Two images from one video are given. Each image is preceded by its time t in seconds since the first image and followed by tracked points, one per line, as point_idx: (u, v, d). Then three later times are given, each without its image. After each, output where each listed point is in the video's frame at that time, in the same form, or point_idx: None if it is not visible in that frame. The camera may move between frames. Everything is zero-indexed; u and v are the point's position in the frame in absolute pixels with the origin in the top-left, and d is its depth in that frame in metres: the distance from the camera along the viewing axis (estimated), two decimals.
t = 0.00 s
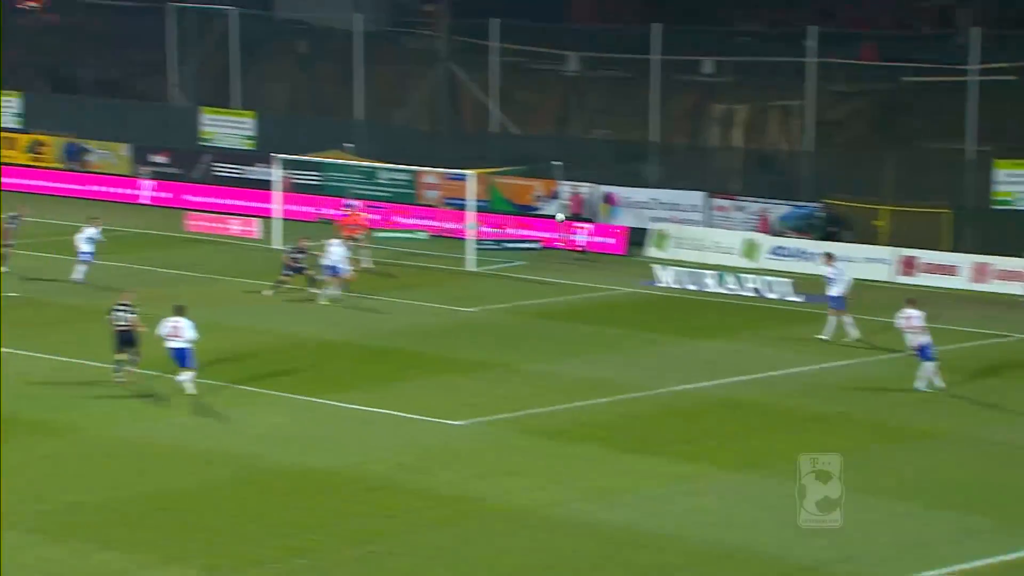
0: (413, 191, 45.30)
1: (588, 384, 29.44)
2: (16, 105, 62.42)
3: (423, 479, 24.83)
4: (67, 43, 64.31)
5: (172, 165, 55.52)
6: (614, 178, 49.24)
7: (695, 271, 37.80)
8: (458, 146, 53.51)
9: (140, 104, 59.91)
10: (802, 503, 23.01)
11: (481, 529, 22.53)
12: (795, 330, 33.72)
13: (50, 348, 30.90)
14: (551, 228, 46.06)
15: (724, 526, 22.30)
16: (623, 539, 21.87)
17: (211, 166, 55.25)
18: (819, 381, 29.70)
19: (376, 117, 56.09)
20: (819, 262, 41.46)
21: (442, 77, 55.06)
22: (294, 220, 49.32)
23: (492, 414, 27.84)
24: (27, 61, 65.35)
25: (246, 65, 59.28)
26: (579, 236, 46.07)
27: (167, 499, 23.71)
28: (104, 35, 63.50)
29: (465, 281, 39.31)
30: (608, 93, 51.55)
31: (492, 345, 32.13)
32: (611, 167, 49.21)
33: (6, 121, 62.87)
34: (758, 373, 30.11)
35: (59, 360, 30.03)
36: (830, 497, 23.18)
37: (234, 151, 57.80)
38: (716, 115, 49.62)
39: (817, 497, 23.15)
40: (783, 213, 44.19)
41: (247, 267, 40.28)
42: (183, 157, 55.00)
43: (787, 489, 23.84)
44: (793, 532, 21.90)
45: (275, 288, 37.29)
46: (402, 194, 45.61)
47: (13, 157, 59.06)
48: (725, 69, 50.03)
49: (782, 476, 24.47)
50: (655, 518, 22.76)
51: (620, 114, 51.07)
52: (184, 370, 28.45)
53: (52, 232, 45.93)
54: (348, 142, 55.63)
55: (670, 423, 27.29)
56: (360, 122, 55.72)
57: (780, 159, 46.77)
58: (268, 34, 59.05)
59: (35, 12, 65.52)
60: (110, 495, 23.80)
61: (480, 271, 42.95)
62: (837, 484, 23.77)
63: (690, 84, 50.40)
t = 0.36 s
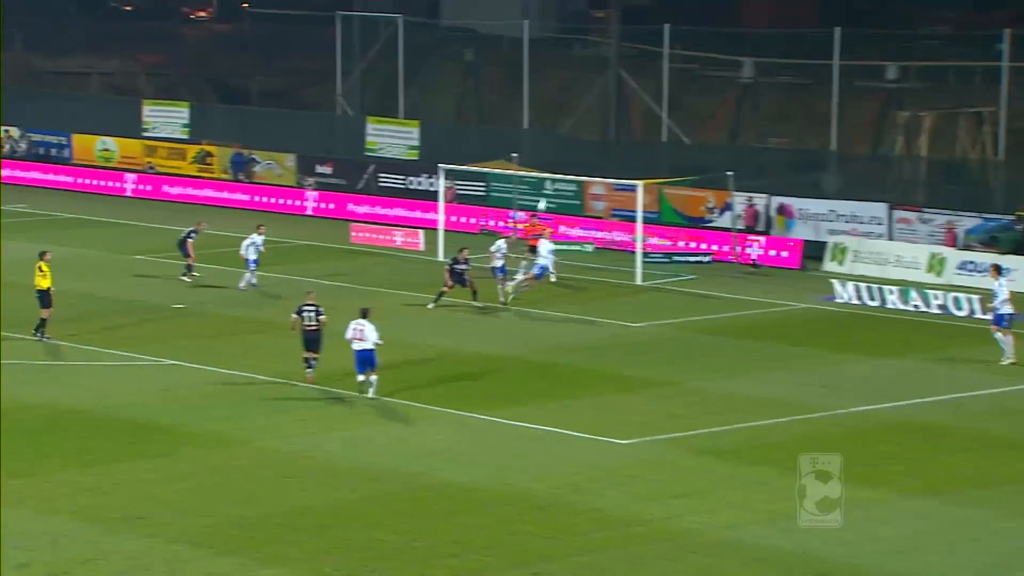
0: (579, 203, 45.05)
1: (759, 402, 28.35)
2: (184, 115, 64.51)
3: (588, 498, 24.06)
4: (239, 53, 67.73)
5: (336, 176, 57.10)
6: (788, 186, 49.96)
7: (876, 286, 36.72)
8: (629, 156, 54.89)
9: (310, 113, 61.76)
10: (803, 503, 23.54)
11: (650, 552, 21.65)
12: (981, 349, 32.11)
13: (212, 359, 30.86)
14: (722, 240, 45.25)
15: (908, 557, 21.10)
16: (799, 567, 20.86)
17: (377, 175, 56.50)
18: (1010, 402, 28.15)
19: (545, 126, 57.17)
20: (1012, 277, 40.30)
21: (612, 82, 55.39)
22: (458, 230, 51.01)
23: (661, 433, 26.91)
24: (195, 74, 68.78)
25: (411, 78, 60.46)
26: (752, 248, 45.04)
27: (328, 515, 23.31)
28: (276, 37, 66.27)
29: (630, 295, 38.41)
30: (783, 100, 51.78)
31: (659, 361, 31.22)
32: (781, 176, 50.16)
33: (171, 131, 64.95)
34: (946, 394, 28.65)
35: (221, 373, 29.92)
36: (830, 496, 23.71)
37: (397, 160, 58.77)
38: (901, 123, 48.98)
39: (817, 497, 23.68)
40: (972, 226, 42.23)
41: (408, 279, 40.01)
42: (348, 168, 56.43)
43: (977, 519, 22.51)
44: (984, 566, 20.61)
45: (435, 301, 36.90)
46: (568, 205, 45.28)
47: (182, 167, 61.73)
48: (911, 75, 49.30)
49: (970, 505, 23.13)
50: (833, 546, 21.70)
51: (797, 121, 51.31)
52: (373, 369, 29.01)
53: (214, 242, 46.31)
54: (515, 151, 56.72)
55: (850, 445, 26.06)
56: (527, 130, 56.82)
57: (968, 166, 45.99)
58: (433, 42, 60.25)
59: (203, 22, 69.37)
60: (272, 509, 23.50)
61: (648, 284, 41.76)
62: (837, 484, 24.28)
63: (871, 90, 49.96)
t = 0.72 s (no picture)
0: (645, 204, 45.13)
1: (832, 414, 27.14)
2: (238, 114, 63.98)
3: (655, 512, 22.95)
4: (292, 49, 69.17)
5: (393, 177, 56.47)
6: (866, 187, 48.22)
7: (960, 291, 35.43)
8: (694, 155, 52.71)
9: (360, 112, 60.30)
10: (802, 502, 23.11)
11: (722, 570, 20.52)
12: None
13: (265, 367, 30.00)
14: (797, 244, 44.61)
15: None
16: None
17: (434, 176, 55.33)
18: None
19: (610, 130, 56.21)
20: None
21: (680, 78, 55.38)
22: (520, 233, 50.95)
23: (732, 445, 25.74)
24: (249, 72, 70.21)
25: (471, 76, 61.11)
26: (828, 252, 44.39)
27: (384, 528, 22.34)
28: (336, 31, 67.53)
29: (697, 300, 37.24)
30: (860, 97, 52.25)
31: (728, 370, 30.07)
32: (863, 177, 48.24)
33: (225, 130, 64.43)
34: None
35: (273, 381, 29.03)
36: (830, 497, 23.28)
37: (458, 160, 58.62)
38: (987, 121, 48.60)
39: (817, 497, 23.23)
40: None
41: (465, 284, 39.06)
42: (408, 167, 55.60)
43: None
44: None
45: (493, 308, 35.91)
46: (634, 207, 45.46)
47: (235, 169, 61.92)
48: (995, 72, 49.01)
49: None
50: (916, 566, 20.52)
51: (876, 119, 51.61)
52: (446, 365, 28.46)
53: (268, 246, 45.56)
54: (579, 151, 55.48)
55: (931, 460, 24.80)
56: (592, 129, 55.57)
57: None
58: (493, 36, 61.34)
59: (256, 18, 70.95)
60: (326, 522, 22.57)
61: (719, 289, 40.68)
62: (838, 484, 23.78)
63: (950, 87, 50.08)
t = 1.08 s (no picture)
0: (686, 208, 45.25)
1: (877, 421, 26.70)
2: (275, 117, 64.69)
3: (696, 521, 22.57)
4: (335, 52, 68.81)
5: (431, 180, 56.39)
6: (912, 190, 47.66)
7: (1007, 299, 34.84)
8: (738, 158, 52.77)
9: (403, 115, 61.09)
10: (802, 503, 23.07)
11: None
12: None
13: (302, 372, 29.76)
14: (842, 248, 44.18)
15: None
16: None
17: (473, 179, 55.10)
18: None
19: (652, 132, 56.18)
20: None
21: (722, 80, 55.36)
22: (559, 237, 50.84)
23: (776, 453, 25.30)
24: (288, 76, 70.10)
25: (510, 79, 61.35)
26: (873, 257, 44.22)
27: (421, 536, 22.04)
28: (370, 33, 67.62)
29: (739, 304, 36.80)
30: (906, 97, 51.83)
31: (771, 377, 29.60)
32: (909, 180, 47.79)
33: (261, 133, 65.23)
34: None
35: (310, 387, 28.77)
36: (830, 496, 23.22)
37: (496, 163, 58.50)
38: None
39: (816, 497, 23.18)
40: None
41: (503, 288, 38.73)
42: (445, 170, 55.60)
43: None
44: None
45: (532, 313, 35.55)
46: (674, 211, 45.52)
47: (272, 171, 62.01)
48: None
49: None
50: None
51: (923, 122, 51.11)
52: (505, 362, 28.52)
53: (304, 250, 45.36)
54: (619, 153, 55.77)
55: (979, 469, 24.31)
56: (633, 132, 55.75)
57: None
58: (532, 38, 61.30)
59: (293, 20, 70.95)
60: (363, 529, 22.31)
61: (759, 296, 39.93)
62: (838, 483, 23.69)
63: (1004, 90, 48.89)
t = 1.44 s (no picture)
0: (733, 201, 46.32)
1: (920, 409, 27.18)
2: (332, 113, 65.78)
3: (742, 507, 23.12)
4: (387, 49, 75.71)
5: (482, 173, 57.62)
6: (957, 183, 48.28)
7: None
8: (784, 151, 53.22)
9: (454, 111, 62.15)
10: (802, 503, 23.16)
11: (809, 565, 20.70)
12: None
13: (356, 360, 30.51)
14: (885, 240, 45.16)
15: None
16: None
17: (523, 173, 56.34)
18: None
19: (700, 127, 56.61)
20: None
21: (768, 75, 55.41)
22: (608, 230, 51.66)
23: (820, 441, 25.80)
24: (345, 71, 75.97)
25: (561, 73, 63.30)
26: (917, 249, 44.53)
27: (473, 520, 22.70)
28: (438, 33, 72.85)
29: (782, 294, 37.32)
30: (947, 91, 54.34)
31: (816, 366, 30.11)
32: (952, 174, 48.24)
33: (319, 128, 66.39)
34: None
35: (365, 375, 29.51)
36: (830, 496, 23.35)
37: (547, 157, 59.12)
38: None
39: (817, 497, 23.31)
40: None
41: (552, 279, 39.47)
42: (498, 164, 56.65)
43: None
44: None
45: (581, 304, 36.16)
46: (721, 204, 46.68)
47: (328, 165, 62.84)
48: None
49: None
50: (1005, 563, 20.63)
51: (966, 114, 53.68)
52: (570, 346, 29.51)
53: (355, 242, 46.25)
54: (666, 148, 56.43)
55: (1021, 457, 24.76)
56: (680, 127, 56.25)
57: None
58: (582, 34, 63.82)
59: (351, 19, 77.02)
60: (418, 513, 22.99)
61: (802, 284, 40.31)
62: (838, 484, 23.85)
63: None
